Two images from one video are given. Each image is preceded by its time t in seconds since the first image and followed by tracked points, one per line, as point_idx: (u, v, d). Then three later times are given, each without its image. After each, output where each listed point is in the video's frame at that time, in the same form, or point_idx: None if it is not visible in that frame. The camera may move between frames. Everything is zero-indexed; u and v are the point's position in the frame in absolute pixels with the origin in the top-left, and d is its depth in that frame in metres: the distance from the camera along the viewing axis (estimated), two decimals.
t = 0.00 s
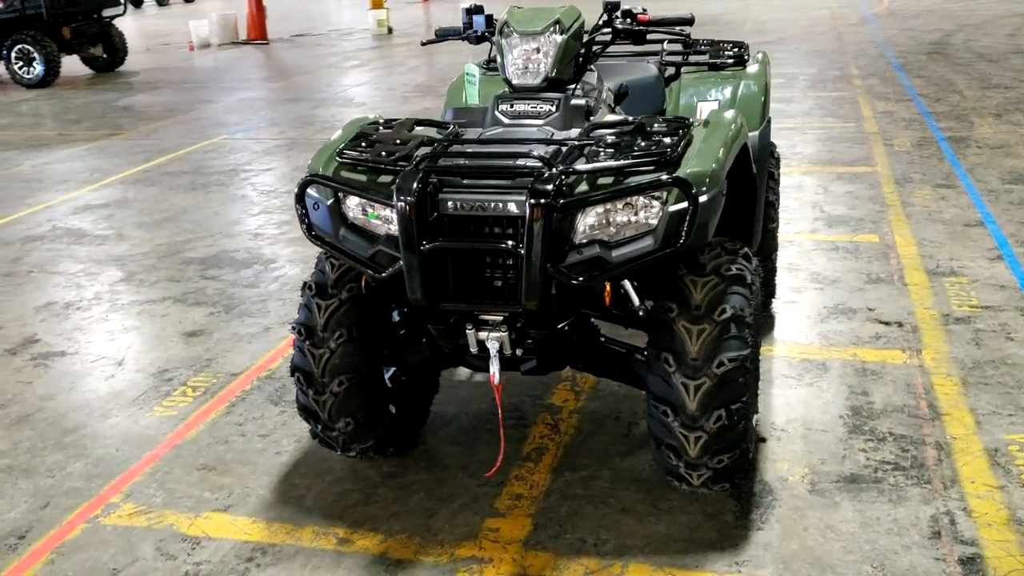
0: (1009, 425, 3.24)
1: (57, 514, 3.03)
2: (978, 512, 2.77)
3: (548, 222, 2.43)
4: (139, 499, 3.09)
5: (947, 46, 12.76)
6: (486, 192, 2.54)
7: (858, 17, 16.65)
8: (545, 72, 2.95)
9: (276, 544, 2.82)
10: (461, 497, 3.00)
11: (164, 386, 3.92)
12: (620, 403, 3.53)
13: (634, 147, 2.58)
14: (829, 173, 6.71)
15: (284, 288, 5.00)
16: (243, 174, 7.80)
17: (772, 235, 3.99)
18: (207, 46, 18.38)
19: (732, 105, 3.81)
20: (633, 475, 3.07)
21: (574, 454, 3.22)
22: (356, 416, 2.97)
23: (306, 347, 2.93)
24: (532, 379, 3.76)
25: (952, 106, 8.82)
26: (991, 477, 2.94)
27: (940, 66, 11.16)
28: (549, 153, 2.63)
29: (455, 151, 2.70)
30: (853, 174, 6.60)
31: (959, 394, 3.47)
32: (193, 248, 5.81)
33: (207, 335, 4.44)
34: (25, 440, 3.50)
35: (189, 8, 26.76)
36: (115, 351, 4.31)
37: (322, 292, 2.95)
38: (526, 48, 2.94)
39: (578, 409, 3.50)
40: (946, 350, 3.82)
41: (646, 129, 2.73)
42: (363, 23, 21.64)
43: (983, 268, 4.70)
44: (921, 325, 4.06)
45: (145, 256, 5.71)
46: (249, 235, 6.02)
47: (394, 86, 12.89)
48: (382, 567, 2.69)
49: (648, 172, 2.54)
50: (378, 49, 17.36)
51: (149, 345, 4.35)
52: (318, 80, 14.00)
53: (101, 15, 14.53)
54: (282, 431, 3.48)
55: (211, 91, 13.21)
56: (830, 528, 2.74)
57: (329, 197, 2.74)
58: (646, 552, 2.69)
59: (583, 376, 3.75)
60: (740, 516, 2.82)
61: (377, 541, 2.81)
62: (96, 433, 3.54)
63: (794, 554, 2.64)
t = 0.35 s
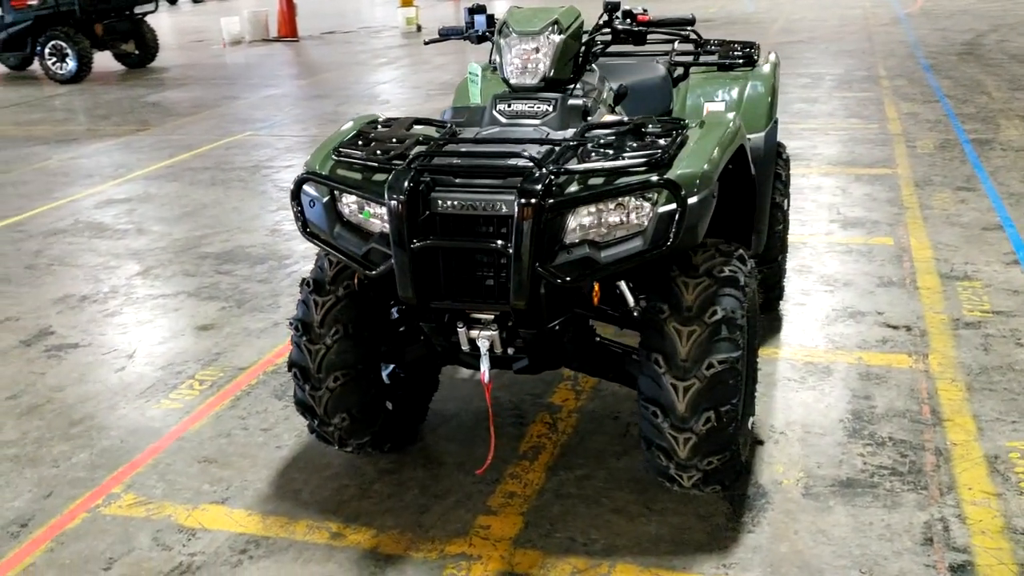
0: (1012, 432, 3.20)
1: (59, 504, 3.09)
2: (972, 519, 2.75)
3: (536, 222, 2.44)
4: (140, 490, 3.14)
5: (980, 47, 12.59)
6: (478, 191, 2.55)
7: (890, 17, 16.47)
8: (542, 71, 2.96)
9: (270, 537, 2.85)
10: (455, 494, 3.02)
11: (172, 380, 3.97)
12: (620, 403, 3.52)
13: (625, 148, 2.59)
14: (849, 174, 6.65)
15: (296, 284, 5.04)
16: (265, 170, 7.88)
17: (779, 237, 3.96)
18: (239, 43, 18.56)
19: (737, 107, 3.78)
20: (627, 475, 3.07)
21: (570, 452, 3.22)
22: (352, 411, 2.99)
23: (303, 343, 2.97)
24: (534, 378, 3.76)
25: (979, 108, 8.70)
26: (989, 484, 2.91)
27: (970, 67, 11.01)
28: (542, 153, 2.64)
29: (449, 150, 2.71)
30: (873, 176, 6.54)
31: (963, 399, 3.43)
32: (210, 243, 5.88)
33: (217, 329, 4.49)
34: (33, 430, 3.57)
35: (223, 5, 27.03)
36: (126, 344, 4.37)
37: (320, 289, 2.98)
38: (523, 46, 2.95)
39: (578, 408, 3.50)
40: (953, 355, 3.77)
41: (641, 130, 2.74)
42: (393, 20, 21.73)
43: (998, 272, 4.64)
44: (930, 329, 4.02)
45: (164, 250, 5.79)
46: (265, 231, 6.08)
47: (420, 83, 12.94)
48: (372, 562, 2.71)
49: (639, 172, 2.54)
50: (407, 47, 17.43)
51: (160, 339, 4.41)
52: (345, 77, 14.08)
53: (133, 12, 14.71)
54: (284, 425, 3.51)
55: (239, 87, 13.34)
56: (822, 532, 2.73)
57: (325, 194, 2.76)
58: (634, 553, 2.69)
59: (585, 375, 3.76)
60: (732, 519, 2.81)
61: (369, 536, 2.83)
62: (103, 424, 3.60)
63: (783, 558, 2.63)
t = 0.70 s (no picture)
0: (1014, 438, 3.17)
1: (67, 493, 3.17)
2: (966, 526, 2.73)
3: (526, 223, 2.47)
4: (146, 481, 3.22)
5: (1015, 48, 12.41)
6: (472, 192, 2.59)
7: (925, 16, 16.27)
8: (541, 73, 2.99)
9: (269, 529, 2.91)
10: (452, 490, 3.06)
11: (184, 373, 4.05)
12: (622, 404, 3.54)
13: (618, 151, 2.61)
14: (870, 176, 6.59)
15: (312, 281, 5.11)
16: (289, 168, 7.97)
17: (787, 239, 3.94)
18: (272, 41, 18.75)
19: (744, 109, 3.76)
20: (623, 475, 3.09)
21: (569, 451, 3.25)
22: (352, 408, 3.04)
23: (304, 339, 3.02)
24: (538, 377, 3.79)
25: (1009, 110, 8.58)
26: (986, 490, 2.89)
27: (1004, 69, 10.85)
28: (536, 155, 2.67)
29: (446, 152, 2.75)
30: (895, 178, 6.48)
31: (968, 404, 3.41)
32: (231, 240, 5.97)
33: (232, 325, 4.57)
34: (48, 422, 3.67)
35: (259, 3, 27.30)
36: (143, 338, 4.46)
37: (321, 287, 3.03)
38: (524, 49, 2.98)
39: (579, 408, 3.52)
40: (961, 360, 3.74)
41: (636, 133, 2.76)
42: (426, 19, 21.83)
43: (1014, 277, 4.59)
44: (939, 334, 3.99)
45: (185, 246, 5.89)
46: (285, 228, 6.16)
47: (449, 82, 13.00)
48: (366, 555, 2.76)
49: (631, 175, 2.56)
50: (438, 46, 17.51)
51: (176, 333, 4.50)
52: (375, 75, 14.19)
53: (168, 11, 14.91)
54: (289, 420, 3.57)
55: (270, 86, 13.49)
56: (813, 535, 2.73)
57: (324, 194, 2.80)
58: (624, 552, 2.71)
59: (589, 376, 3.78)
60: (724, 520, 2.82)
61: (365, 530, 2.88)
62: (115, 416, 3.69)
63: (773, 560, 2.63)
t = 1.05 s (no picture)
0: (1021, 447, 3.15)
1: (82, 484, 3.27)
2: (964, 534, 2.72)
3: (522, 225, 2.51)
4: (159, 473, 3.30)
5: None
6: (471, 195, 2.63)
7: (966, 16, 16.01)
8: (545, 78, 3.02)
9: (274, 523, 2.98)
10: (454, 488, 3.10)
11: (202, 368, 4.14)
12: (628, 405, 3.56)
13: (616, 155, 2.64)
14: (897, 178, 6.53)
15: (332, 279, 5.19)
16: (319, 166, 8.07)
17: (799, 244, 3.94)
18: (310, 39, 18.94)
19: (756, 112, 3.77)
20: (624, 475, 3.11)
21: (571, 451, 3.28)
22: (357, 405, 3.10)
23: (310, 337, 3.08)
24: (547, 377, 3.83)
25: None
26: (988, 499, 2.88)
27: None
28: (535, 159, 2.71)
29: (447, 155, 2.80)
30: (922, 181, 6.42)
31: (976, 412, 3.38)
32: (257, 237, 6.08)
33: (252, 321, 4.66)
34: (69, 414, 3.77)
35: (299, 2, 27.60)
36: (165, 333, 4.57)
37: (328, 286, 3.09)
38: (529, 54, 3.02)
39: (585, 409, 3.55)
40: (973, 368, 3.72)
41: (636, 138, 2.78)
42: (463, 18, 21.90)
43: None
44: (952, 340, 3.96)
45: (212, 243, 6.00)
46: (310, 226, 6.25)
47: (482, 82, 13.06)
48: (366, 549, 2.82)
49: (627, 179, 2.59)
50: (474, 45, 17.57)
51: (197, 329, 4.59)
52: (410, 74, 14.29)
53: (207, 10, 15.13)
54: (300, 416, 3.64)
55: (305, 85, 13.64)
56: (808, 540, 2.74)
57: (330, 195, 2.86)
58: (619, 552, 2.73)
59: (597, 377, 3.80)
60: (721, 523, 2.84)
61: (366, 525, 2.93)
62: (133, 409, 3.79)
63: (766, 564, 2.65)
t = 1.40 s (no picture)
0: None
1: (96, 473, 3.36)
2: (961, 541, 2.71)
3: (517, 226, 2.54)
4: (170, 463, 3.38)
5: None
6: (469, 196, 2.67)
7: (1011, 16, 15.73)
8: (549, 79, 3.05)
9: (277, 514, 3.04)
10: (454, 484, 3.14)
11: (220, 362, 4.23)
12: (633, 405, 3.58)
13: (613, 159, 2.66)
14: (925, 181, 6.46)
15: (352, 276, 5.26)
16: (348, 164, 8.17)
17: (810, 246, 3.93)
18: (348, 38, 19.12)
19: (768, 113, 3.76)
20: (625, 476, 3.13)
21: (574, 450, 3.30)
22: (361, 401, 3.15)
23: (316, 334, 3.14)
24: (555, 377, 3.86)
25: None
26: (988, 506, 2.86)
27: None
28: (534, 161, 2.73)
29: (448, 156, 2.83)
30: (950, 184, 6.34)
31: (984, 419, 3.36)
32: (282, 234, 6.17)
33: (271, 317, 4.74)
34: (88, 404, 3.87)
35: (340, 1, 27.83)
36: (186, 326, 4.66)
37: (334, 283, 3.15)
38: (533, 56, 3.05)
39: (591, 409, 3.58)
40: (985, 374, 3.68)
41: (636, 141, 2.80)
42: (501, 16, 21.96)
43: None
44: (966, 346, 3.93)
45: (238, 239, 6.10)
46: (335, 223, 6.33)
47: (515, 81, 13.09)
48: (364, 543, 2.87)
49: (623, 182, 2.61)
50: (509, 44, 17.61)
51: (218, 323, 4.68)
52: (444, 73, 14.37)
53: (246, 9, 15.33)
54: (310, 410, 3.71)
55: (340, 82, 13.77)
56: (803, 543, 2.74)
57: (335, 194, 2.90)
58: (613, 552, 2.76)
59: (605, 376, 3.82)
60: (717, 524, 2.85)
61: (367, 519, 2.99)
62: (151, 401, 3.88)
63: (758, 566, 2.65)
